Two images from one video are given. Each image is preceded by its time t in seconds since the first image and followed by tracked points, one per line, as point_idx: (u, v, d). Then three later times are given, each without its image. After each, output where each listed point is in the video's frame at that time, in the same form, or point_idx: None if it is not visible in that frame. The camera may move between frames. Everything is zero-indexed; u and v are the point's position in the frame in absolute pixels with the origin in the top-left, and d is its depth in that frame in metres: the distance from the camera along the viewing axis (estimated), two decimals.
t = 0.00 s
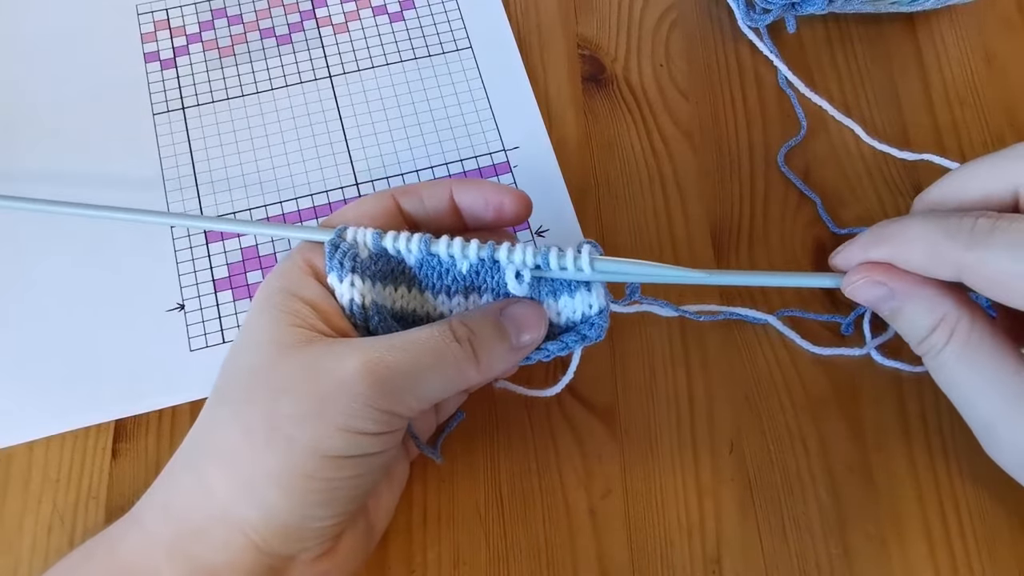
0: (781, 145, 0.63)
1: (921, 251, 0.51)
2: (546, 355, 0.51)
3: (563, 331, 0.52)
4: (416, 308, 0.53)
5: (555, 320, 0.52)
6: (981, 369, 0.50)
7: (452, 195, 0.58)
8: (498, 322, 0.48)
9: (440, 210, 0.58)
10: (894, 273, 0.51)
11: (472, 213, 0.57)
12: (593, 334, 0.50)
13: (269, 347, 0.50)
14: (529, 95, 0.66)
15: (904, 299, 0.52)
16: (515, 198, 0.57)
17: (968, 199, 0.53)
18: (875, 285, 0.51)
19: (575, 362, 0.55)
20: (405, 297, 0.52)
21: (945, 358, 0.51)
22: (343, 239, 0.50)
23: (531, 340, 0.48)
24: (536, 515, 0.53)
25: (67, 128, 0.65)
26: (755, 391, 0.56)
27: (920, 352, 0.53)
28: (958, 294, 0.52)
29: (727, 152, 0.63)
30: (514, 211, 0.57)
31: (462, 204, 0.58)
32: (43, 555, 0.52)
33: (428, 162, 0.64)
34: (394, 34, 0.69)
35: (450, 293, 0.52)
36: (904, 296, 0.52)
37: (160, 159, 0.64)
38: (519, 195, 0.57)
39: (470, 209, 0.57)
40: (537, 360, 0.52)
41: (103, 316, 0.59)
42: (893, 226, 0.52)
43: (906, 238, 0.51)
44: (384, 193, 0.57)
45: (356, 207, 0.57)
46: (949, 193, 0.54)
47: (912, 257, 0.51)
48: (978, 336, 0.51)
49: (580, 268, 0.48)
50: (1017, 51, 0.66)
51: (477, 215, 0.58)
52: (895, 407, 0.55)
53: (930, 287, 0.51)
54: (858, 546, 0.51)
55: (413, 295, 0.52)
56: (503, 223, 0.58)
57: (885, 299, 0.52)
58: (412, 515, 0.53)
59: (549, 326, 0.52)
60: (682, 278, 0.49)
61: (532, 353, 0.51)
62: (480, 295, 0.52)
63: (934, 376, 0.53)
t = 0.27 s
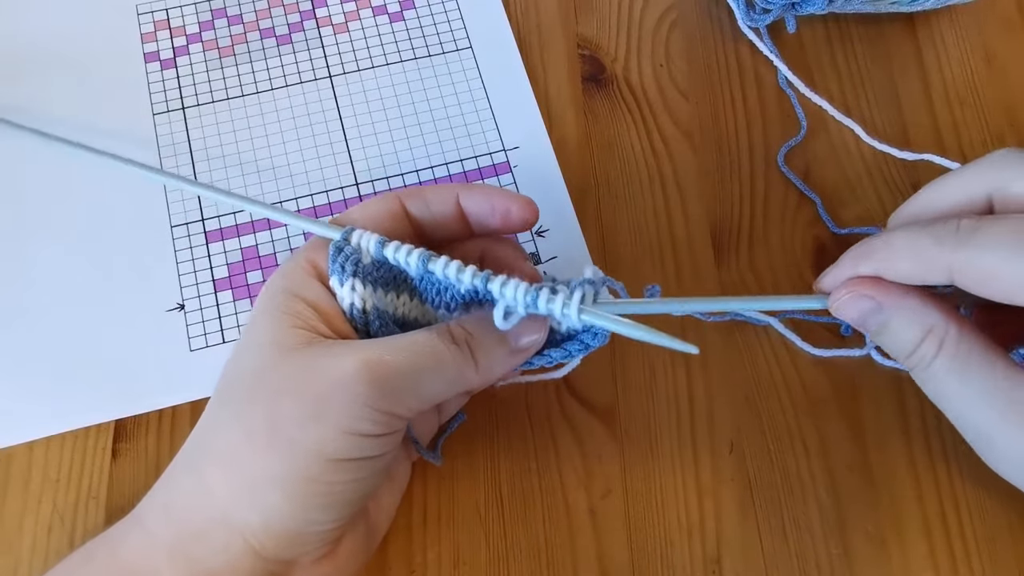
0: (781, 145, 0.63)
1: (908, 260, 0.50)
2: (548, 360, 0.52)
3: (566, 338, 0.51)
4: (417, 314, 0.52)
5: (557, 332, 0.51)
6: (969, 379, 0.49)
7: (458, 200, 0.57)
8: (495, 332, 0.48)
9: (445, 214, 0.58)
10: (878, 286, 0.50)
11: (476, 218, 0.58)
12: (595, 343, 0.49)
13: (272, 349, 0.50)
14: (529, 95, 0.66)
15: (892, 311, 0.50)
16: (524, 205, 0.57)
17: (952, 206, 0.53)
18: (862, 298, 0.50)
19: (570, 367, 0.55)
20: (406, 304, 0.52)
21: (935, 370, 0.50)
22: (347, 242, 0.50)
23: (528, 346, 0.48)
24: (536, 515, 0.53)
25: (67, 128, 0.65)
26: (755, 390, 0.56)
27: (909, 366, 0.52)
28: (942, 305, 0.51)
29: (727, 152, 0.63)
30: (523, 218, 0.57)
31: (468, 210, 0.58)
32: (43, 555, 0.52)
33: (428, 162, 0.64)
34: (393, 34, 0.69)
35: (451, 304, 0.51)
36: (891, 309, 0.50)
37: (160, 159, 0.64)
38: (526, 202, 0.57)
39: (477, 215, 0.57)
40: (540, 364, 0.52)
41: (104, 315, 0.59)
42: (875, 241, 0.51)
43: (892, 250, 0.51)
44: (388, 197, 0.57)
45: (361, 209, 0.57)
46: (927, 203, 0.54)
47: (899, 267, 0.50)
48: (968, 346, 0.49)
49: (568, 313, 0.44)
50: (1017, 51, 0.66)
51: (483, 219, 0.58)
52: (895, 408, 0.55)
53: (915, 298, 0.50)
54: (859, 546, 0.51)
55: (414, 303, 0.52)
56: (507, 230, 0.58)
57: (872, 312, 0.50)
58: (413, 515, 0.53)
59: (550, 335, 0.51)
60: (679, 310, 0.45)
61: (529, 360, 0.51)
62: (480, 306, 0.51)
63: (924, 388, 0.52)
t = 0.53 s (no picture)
0: (781, 145, 0.63)
1: (900, 261, 0.50)
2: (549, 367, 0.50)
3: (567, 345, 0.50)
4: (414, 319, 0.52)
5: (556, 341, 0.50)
6: (957, 379, 0.48)
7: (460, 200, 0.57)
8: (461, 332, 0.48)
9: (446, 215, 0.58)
10: (850, 306, 0.49)
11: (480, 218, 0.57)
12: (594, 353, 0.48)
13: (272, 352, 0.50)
14: (529, 95, 0.66)
15: (872, 326, 0.49)
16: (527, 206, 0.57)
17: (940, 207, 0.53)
18: (839, 322, 0.49)
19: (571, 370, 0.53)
20: (404, 310, 0.51)
21: (924, 373, 0.49)
22: (350, 243, 0.50)
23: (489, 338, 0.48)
24: (536, 515, 0.53)
25: (66, 127, 0.65)
26: (755, 390, 0.56)
27: (897, 372, 0.51)
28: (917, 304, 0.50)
29: (727, 152, 0.63)
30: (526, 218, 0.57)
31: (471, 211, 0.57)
32: (43, 555, 0.52)
33: (428, 162, 0.64)
34: (393, 34, 0.69)
35: (448, 312, 0.51)
36: (871, 326, 0.49)
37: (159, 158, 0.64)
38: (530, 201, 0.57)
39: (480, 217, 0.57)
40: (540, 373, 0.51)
41: (103, 315, 0.59)
42: (868, 246, 0.52)
43: (882, 253, 0.51)
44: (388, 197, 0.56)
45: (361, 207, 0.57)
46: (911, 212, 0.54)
47: (891, 267, 0.51)
48: (952, 342, 0.48)
49: (563, 330, 0.43)
50: (1017, 51, 0.66)
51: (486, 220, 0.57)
52: (895, 408, 0.55)
53: (890, 308, 0.49)
54: (859, 546, 0.51)
55: (410, 308, 0.51)
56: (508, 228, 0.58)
57: (855, 334, 0.49)
58: (413, 515, 0.53)
59: (549, 343, 0.50)
60: (677, 322, 0.44)
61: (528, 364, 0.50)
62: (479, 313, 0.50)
63: (915, 390, 0.51)
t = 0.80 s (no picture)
0: (781, 145, 0.63)
1: (901, 249, 0.51)
2: (527, 347, 0.49)
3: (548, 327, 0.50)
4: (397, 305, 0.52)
5: (537, 320, 0.50)
6: (955, 365, 0.49)
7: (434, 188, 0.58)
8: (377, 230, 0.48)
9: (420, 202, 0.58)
10: (852, 287, 0.49)
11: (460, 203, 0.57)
12: (578, 332, 0.48)
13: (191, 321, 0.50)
14: (529, 95, 0.66)
15: (871, 305, 0.50)
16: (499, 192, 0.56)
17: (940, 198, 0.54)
18: (840, 302, 0.49)
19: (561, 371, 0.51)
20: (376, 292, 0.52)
21: (923, 359, 0.50)
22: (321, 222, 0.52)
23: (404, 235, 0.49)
24: (536, 514, 0.53)
25: (67, 127, 0.65)
26: (755, 390, 0.56)
27: (892, 356, 0.51)
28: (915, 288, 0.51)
29: (727, 152, 0.63)
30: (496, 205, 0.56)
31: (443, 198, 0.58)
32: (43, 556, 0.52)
33: (428, 162, 0.64)
34: (393, 34, 0.69)
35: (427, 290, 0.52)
36: (872, 305, 0.50)
37: (160, 159, 0.64)
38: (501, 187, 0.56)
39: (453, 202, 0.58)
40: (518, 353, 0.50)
41: (104, 315, 0.59)
42: (864, 235, 0.52)
43: (882, 240, 0.51)
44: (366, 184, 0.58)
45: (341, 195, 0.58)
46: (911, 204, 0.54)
47: (890, 254, 0.51)
48: (950, 327, 0.49)
49: (547, 284, 0.47)
50: (1017, 51, 0.66)
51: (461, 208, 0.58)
52: (895, 408, 0.55)
53: (889, 288, 0.50)
54: (859, 546, 0.51)
55: (387, 293, 0.52)
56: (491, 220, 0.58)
57: (856, 313, 0.49)
58: (413, 515, 0.53)
59: (529, 324, 0.51)
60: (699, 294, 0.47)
61: (507, 347, 0.49)
62: (459, 292, 0.51)
63: (911, 375, 0.51)
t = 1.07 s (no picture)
0: (781, 145, 0.63)
1: (922, 232, 0.51)
2: (566, 327, 0.50)
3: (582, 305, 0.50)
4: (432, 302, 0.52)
5: (573, 300, 0.50)
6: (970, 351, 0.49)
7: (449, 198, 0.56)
8: (418, 252, 0.47)
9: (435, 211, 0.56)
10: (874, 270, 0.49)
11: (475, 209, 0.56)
12: (617, 305, 0.49)
13: (228, 327, 0.51)
14: (529, 95, 0.66)
15: (890, 287, 0.50)
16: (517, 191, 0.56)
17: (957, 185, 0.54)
18: (860, 280, 0.49)
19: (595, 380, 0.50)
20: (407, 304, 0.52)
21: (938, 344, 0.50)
22: (333, 246, 0.50)
23: (452, 253, 0.47)
24: (536, 514, 0.53)
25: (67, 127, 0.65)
26: (755, 391, 0.56)
27: (909, 338, 0.51)
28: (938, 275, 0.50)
29: (727, 152, 0.63)
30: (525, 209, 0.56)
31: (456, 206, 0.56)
32: (43, 556, 0.52)
33: (428, 162, 0.64)
34: (393, 34, 0.69)
35: (460, 281, 0.52)
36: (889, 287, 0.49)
37: (160, 159, 0.64)
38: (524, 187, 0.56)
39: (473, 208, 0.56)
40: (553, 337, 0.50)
41: (104, 315, 0.59)
42: (885, 216, 0.52)
43: (903, 221, 0.51)
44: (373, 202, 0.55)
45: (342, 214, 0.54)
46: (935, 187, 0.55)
47: (909, 237, 0.51)
48: (969, 312, 0.49)
49: (594, 227, 0.49)
50: (1017, 51, 0.66)
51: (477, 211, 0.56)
52: (895, 408, 0.55)
53: (910, 272, 0.49)
54: (859, 546, 0.51)
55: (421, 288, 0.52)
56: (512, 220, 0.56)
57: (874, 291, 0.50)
58: (413, 515, 0.53)
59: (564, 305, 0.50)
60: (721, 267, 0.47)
61: (540, 326, 0.49)
62: (492, 281, 0.51)
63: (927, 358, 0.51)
